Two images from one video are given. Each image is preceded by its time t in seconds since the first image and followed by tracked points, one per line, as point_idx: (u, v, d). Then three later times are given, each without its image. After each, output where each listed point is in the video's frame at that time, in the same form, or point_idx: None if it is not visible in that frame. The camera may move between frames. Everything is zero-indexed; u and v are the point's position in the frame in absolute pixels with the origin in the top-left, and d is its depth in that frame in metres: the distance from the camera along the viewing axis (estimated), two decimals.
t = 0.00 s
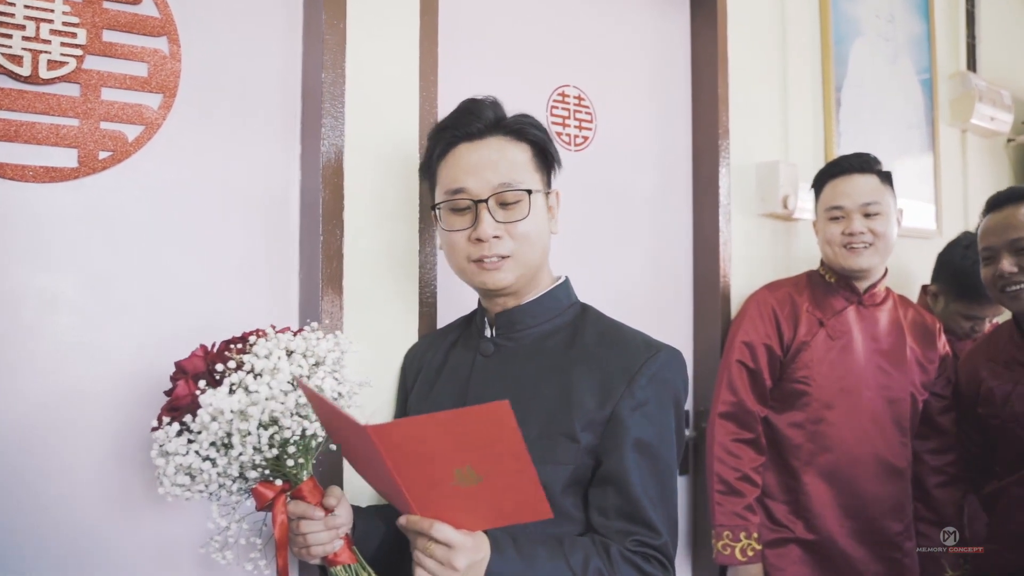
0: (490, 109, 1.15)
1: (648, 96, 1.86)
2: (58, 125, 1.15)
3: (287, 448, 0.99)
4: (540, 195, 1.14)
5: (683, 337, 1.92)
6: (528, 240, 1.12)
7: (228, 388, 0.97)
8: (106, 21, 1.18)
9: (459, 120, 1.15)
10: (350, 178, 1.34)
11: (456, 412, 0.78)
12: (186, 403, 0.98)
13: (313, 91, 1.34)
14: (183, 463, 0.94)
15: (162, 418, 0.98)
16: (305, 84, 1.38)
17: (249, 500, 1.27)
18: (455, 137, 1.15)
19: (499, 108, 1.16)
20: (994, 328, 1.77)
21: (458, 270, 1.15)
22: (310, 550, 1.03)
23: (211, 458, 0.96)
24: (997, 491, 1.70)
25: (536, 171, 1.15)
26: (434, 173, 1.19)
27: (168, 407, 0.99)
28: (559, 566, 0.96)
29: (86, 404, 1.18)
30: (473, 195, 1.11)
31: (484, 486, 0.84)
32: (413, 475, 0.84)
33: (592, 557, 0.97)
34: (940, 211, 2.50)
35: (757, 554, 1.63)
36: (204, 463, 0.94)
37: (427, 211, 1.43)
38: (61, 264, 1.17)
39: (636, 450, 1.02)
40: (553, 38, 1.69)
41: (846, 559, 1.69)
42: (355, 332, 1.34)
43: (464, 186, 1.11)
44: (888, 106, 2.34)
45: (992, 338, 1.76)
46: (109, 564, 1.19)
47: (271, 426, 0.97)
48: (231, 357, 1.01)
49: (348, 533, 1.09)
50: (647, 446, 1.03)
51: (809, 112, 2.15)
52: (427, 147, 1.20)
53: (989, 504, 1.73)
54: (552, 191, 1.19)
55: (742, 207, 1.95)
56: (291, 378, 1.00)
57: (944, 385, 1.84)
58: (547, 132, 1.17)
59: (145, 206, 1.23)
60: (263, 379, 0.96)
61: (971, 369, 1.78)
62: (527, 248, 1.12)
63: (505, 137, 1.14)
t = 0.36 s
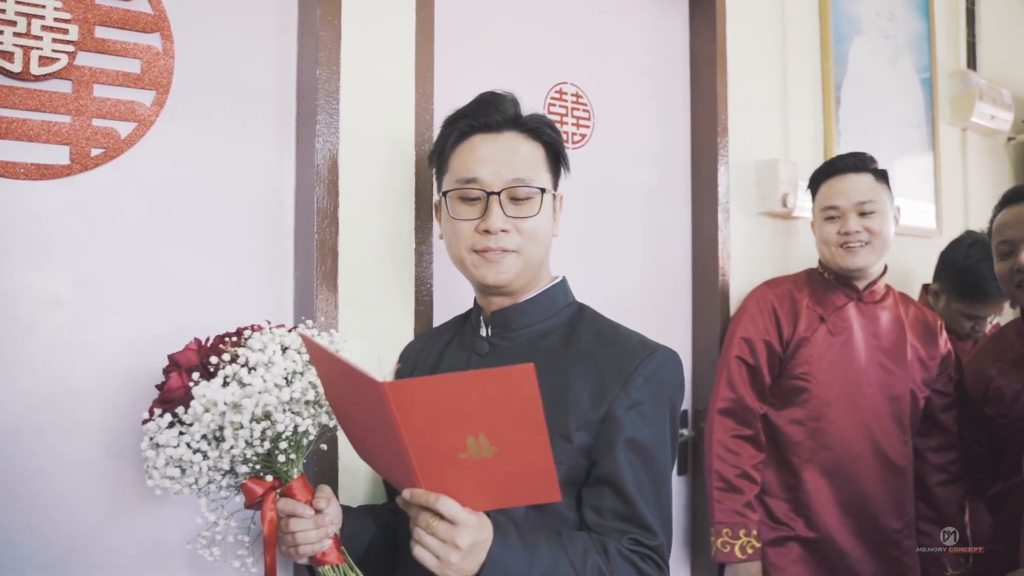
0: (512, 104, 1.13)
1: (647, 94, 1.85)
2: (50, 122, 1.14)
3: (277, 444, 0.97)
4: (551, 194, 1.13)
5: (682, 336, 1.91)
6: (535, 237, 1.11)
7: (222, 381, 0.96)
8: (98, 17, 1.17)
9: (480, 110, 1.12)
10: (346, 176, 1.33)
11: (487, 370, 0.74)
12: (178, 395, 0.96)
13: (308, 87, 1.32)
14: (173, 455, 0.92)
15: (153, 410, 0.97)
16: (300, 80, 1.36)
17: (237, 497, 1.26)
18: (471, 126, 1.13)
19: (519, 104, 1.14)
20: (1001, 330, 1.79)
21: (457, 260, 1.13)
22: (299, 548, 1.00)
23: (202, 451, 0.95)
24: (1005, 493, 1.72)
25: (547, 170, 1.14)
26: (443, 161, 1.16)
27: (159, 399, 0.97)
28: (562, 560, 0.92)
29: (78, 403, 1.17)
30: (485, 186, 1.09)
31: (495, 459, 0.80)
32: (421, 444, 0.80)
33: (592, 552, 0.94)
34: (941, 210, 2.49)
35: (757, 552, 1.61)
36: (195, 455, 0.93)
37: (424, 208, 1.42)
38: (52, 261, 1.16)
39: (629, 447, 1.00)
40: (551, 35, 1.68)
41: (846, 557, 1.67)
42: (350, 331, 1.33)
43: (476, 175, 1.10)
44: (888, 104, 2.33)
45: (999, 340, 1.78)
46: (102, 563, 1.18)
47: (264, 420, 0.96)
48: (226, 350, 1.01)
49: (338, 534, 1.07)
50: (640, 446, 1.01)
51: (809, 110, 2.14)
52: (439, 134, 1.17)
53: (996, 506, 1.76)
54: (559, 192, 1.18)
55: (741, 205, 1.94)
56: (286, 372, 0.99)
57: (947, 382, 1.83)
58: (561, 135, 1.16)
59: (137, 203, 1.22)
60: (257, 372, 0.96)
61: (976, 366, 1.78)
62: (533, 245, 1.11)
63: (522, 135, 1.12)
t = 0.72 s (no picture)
0: (507, 102, 1.13)
1: (647, 93, 1.85)
2: (47, 120, 1.13)
3: (276, 445, 0.97)
4: (549, 193, 1.12)
5: (682, 336, 1.90)
6: (532, 236, 1.10)
7: (221, 380, 0.96)
8: (96, 15, 1.17)
9: (475, 110, 1.12)
10: (345, 175, 1.33)
11: (491, 354, 0.73)
12: (177, 394, 0.96)
13: (306, 85, 1.32)
14: (170, 455, 0.92)
15: (151, 408, 0.96)
16: (299, 79, 1.36)
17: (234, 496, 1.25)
18: (468, 127, 1.13)
19: (515, 104, 1.13)
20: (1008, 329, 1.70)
21: (457, 260, 1.12)
22: (295, 550, 0.99)
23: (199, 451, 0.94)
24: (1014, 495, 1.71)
25: (545, 168, 1.13)
26: (443, 162, 1.17)
27: (157, 397, 0.96)
28: (559, 558, 0.92)
29: (76, 402, 1.16)
30: (481, 186, 1.09)
31: (497, 448, 0.78)
32: (421, 434, 0.78)
33: (589, 551, 0.93)
34: (941, 209, 2.49)
35: (761, 553, 1.61)
36: (192, 455, 0.93)
37: (423, 207, 1.42)
38: (49, 260, 1.15)
39: (626, 449, 0.99)
40: (550, 34, 1.67)
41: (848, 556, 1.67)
42: (349, 330, 1.33)
43: (472, 176, 1.09)
44: (889, 104, 2.33)
45: (1009, 339, 1.68)
46: (100, 563, 1.17)
47: (263, 421, 0.95)
48: (225, 349, 1.00)
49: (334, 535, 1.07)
50: (638, 446, 1.00)
51: (809, 110, 2.14)
52: (438, 136, 1.18)
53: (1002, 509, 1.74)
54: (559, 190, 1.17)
55: (741, 204, 1.94)
56: (285, 372, 0.98)
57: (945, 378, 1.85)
58: (559, 132, 1.15)
59: (135, 202, 1.21)
60: (257, 372, 0.95)
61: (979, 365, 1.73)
62: (530, 244, 1.10)
63: (518, 133, 1.12)
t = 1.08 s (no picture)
0: (497, 104, 1.13)
1: (648, 92, 1.84)
2: (48, 119, 1.13)
3: (282, 443, 0.96)
4: (547, 193, 1.12)
5: (684, 336, 1.90)
6: (531, 238, 1.09)
7: (227, 378, 0.96)
8: (97, 14, 1.17)
9: (467, 114, 1.12)
10: (346, 174, 1.32)
11: (496, 346, 0.73)
12: (182, 390, 0.96)
13: (308, 84, 1.31)
14: (175, 451, 0.92)
15: (157, 404, 0.97)
16: (300, 78, 1.36)
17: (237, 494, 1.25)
18: (461, 132, 1.12)
19: (506, 104, 1.13)
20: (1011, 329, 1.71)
21: (459, 265, 1.12)
22: (298, 549, 0.99)
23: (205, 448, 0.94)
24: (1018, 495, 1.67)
25: (542, 168, 1.13)
26: (438, 167, 1.16)
27: (163, 393, 0.97)
28: (565, 556, 0.91)
29: (78, 402, 1.16)
30: (477, 192, 1.08)
31: (502, 441, 0.78)
32: (426, 429, 0.78)
33: (595, 548, 0.93)
34: (942, 209, 2.48)
35: (764, 552, 1.60)
36: (198, 452, 0.92)
37: (424, 207, 1.41)
38: (50, 259, 1.15)
39: (630, 448, 0.98)
40: (551, 34, 1.67)
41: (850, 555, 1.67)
42: (350, 329, 1.33)
43: (468, 183, 1.09)
44: (890, 103, 2.32)
45: (1011, 339, 1.70)
46: (101, 563, 1.17)
47: (269, 419, 0.95)
48: (232, 347, 1.01)
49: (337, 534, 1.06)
50: (641, 444, 0.99)
51: (810, 109, 2.13)
52: (432, 142, 1.18)
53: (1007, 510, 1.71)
54: (558, 186, 1.16)
55: (743, 203, 1.93)
56: (291, 371, 0.98)
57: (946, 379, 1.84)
58: (554, 128, 1.14)
59: (136, 201, 1.21)
60: (264, 369, 0.95)
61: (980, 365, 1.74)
62: (530, 246, 1.10)
63: (511, 134, 1.11)
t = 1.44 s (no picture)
0: (498, 103, 1.11)
1: (649, 91, 1.84)
2: (47, 119, 1.12)
3: (288, 443, 0.96)
4: (551, 194, 1.11)
5: (685, 335, 1.89)
6: (535, 240, 1.09)
7: (234, 377, 0.95)
8: (96, 13, 1.16)
9: (468, 115, 1.10)
10: (347, 174, 1.32)
11: (491, 347, 0.72)
12: (188, 390, 0.94)
13: (308, 83, 1.31)
14: (182, 451, 0.91)
15: (162, 404, 0.95)
16: (301, 77, 1.35)
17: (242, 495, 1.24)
18: (464, 133, 1.11)
19: (507, 103, 1.11)
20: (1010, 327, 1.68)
21: (462, 268, 1.11)
22: (304, 550, 0.99)
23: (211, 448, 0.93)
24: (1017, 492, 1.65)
25: (545, 167, 1.11)
26: (441, 167, 1.15)
27: (168, 393, 0.95)
28: (571, 555, 0.90)
29: (76, 403, 1.15)
30: (480, 195, 1.07)
31: (504, 442, 0.77)
32: (426, 431, 0.77)
33: (601, 546, 0.92)
34: (943, 208, 2.48)
35: (768, 552, 1.60)
36: (204, 452, 0.92)
37: (425, 206, 1.41)
38: (49, 260, 1.14)
39: (634, 444, 0.98)
40: (552, 33, 1.67)
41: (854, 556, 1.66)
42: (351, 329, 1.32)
43: (470, 184, 1.07)
44: (891, 103, 2.32)
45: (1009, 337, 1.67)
46: (101, 565, 1.16)
47: (275, 419, 0.94)
48: (238, 346, 0.99)
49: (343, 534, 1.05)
50: (645, 438, 0.98)
51: (811, 108, 2.13)
52: (434, 142, 1.16)
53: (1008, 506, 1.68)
54: (560, 186, 1.14)
55: (744, 202, 1.93)
56: (298, 370, 0.98)
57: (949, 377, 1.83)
58: (557, 127, 1.13)
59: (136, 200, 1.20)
60: (272, 368, 0.95)
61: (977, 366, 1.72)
62: (534, 248, 1.09)
63: (513, 134, 1.09)
